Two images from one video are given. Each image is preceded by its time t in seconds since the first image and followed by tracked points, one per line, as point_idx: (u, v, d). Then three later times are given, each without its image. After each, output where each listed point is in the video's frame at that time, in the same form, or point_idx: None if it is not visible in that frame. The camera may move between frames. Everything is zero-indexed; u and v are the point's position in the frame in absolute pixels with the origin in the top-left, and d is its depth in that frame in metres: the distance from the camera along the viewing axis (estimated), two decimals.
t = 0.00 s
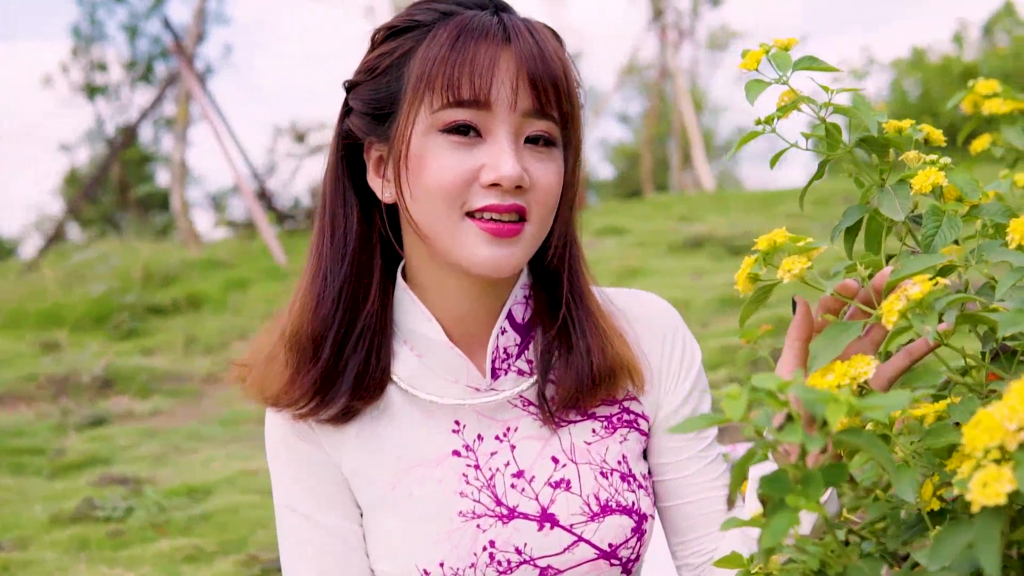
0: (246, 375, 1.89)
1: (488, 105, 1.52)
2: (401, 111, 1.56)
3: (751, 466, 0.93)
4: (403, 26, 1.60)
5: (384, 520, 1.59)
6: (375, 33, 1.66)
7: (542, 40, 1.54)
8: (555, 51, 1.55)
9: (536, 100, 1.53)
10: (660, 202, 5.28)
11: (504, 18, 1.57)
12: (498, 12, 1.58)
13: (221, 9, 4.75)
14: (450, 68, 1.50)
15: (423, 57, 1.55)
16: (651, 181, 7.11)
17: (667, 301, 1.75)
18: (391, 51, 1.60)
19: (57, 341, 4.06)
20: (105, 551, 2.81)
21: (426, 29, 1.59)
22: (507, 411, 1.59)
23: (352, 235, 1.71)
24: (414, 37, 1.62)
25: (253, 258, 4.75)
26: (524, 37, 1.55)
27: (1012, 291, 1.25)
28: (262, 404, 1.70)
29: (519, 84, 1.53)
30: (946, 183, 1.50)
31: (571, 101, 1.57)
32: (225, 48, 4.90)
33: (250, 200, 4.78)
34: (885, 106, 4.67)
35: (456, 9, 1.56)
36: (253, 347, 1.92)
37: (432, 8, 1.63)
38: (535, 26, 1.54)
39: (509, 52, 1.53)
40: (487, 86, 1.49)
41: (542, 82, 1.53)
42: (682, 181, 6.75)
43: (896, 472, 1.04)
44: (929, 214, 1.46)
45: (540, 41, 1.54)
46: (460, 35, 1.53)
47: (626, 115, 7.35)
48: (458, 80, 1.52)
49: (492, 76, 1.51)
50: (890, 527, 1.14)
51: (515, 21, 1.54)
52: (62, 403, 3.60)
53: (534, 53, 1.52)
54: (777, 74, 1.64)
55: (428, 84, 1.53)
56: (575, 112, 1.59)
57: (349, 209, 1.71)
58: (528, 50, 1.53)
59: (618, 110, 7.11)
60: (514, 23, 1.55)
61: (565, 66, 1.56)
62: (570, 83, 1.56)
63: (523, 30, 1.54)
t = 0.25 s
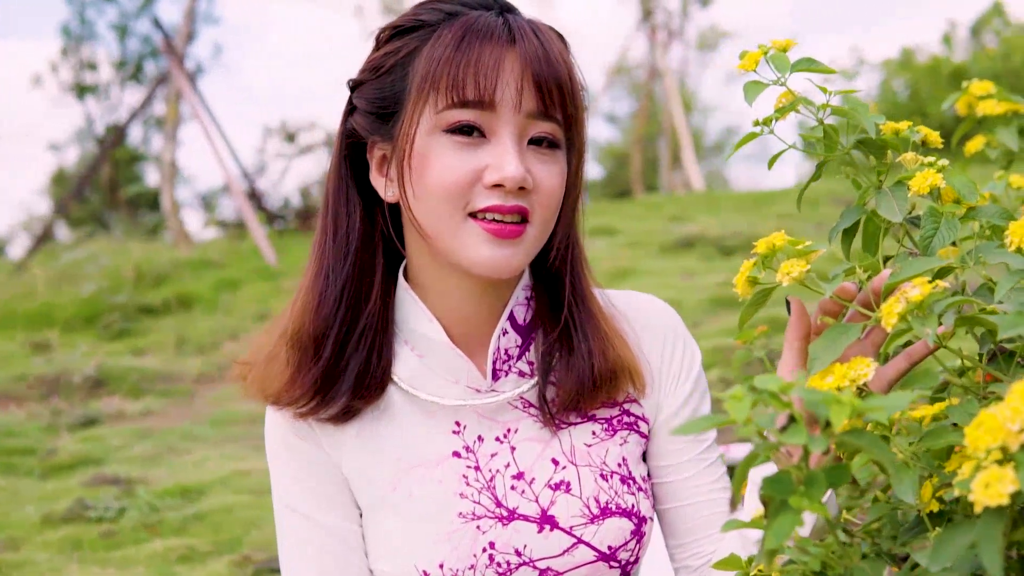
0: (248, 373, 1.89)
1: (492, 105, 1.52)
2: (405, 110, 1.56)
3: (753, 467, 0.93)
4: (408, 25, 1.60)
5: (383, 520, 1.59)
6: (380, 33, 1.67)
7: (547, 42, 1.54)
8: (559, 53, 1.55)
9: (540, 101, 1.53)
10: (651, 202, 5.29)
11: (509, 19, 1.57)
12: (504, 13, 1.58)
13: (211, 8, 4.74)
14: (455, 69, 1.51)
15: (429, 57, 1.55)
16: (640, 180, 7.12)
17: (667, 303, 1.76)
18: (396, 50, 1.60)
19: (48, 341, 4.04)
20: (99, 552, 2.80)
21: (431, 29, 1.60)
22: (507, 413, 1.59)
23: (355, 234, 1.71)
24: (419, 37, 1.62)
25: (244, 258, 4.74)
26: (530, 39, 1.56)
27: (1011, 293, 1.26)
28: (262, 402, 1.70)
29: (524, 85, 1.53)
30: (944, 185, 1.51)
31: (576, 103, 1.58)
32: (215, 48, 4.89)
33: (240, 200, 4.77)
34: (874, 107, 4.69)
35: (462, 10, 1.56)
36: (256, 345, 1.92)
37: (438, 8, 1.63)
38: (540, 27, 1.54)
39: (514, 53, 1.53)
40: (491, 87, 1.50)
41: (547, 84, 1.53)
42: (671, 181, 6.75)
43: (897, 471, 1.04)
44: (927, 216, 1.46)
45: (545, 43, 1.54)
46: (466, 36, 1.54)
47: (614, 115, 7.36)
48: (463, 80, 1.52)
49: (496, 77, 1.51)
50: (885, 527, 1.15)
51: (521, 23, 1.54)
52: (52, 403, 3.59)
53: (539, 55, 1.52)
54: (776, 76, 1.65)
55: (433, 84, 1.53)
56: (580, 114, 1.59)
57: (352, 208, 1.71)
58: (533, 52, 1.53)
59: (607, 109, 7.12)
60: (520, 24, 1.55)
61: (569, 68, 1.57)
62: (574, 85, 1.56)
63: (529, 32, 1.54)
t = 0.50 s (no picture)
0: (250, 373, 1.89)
1: (497, 106, 1.52)
2: (410, 111, 1.56)
3: (755, 468, 0.93)
4: (414, 26, 1.61)
5: (383, 521, 1.60)
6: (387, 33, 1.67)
7: (553, 44, 1.55)
8: (565, 55, 1.56)
9: (545, 103, 1.54)
10: (641, 203, 5.29)
11: (515, 21, 1.58)
12: (509, 15, 1.58)
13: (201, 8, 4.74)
14: (461, 70, 1.51)
15: (434, 58, 1.55)
16: (630, 181, 7.13)
17: (667, 306, 1.77)
18: (402, 50, 1.61)
19: (38, 342, 4.03)
20: (90, 553, 2.79)
21: (437, 30, 1.60)
22: (508, 415, 1.60)
23: (358, 234, 1.72)
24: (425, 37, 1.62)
25: (235, 259, 4.73)
26: (535, 41, 1.56)
27: (1009, 296, 1.27)
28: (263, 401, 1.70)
29: (529, 87, 1.53)
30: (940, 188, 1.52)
31: (581, 106, 1.58)
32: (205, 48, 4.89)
33: (230, 199, 4.77)
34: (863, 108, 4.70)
35: (468, 11, 1.57)
36: (258, 346, 1.93)
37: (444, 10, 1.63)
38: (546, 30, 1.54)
39: (519, 55, 1.53)
40: (496, 88, 1.50)
41: (552, 86, 1.53)
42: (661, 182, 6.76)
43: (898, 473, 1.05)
44: (924, 218, 1.47)
45: (551, 45, 1.55)
46: (472, 37, 1.54)
47: (603, 116, 7.38)
48: (468, 81, 1.53)
49: (501, 79, 1.51)
50: (882, 527, 1.17)
51: (527, 25, 1.54)
52: (43, 405, 3.58)
53: (544, 57, 1.52)
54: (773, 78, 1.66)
55: (438, 84, 1.53)
56: (584, 117, 1.60)
57: (356, 208, 1.72)
58: (538, 54, 1.54)
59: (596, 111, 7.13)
60: (525, 27, 1.56)
61: (574, 71, 1.57)
62: (579, 88, 1.57)
63: (534, 34, 1.55)
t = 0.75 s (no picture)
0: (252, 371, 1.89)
1: (501, 108, 1.53)
2: (414, 111, 1.57)
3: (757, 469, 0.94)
4: (418, 27, 1.61)
5: (383, 521, 1.60)
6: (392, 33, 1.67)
7: (558, 46, 1.55)
8: (569, 57, 1.56)
9: (549, 105, 1.54)
10: (632, 203, 5.30)
11: (520, 23, 1.58)
12: (514, 17, 1.59)
13: (191, 8, 4.72)
14: (465, 71, 1.51)
15: (439, 58, 1.56)
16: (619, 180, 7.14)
17: (668, 310, 1.78)
18: (407, 51, 1.61)
19: (28, 342, 4.01)
20: (83, 553, 2.79)
21: (442, 31, 1.60)
22: (509, 417, 1.61)
23: (362, 234, 1.72)
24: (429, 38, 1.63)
25: (225, 259, 4.73)
26: (540, 43, 1.56)
27: (1006, 298, 1.28)
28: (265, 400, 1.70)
29: (533, 89, 1.54)
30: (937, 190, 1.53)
31: (584, 108, 1.59)
32: (195, 48, 4.87)
33: (221, 200, 4.76)
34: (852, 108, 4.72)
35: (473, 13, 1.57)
36: (260, 345, 1.93)
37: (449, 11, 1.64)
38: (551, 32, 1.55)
39: (524, 57, 1.54)
40: (501, 90, 1.50)
41: (556, 88, 1.54)
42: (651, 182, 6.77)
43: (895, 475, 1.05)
44: (921, 220, 1.48)
45: (555, 47, 1.55)
46: (477, 39, 1.54)
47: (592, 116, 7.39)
48: (472, 82, 1.53)
49: (506, 80, 1.52)
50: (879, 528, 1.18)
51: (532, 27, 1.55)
52: (33, 405, 3.57)
53: (548, 59, 1.53)
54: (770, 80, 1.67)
55: (443, 85, 1.53)
56: (588, 119, 1.60)
57: (360, 208, 1.73)
58: (543, 56, 1.54)
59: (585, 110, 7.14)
60: (530, 28, 1.56)
61: (579, 73, 1.57)
62: (583, 90, 1.57)
63: (539, 36, 1.55)
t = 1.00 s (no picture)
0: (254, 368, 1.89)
1: (503, 108, 1.53)
2: (416, 112, 1.57)
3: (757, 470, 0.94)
4: (422, 27, 1.61)
5: (382, 520, 1.61)
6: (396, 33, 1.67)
7: (560, 48, 1.55)
8: (572, 59, 1.56)
9: (551, 107, 1.54)
10: (621, 203, 5.31)
11: (523, 25, 1.58)
12: (518, 19, 1.59)
13: (180, 8, 4.72)
14: (468, 72, 1.52)
15: (442, 59, 1.56)
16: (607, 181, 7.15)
17: (667, 311, 1.78)
18: (410, 51, 1.61)
19: (17, 343, 4.00)
20: (74, 554, 2.78)
21: (446, 32, 1.61)
22: (509, 418, 1.61)
23: (365, 233, 1.72)
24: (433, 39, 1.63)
25: (214, 260, 4.72)
26: (543, 45, 1.57)
27: (1003, 300, 1.29)
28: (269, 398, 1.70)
29: (535, 90, 1.54)
30: (933, 192, 1.54)
31: (586, 110, 1.59)
32: (185, 48, 4.86)
33: (210, 200, 4.75)
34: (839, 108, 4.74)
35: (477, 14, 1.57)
36: (261, 343, 1.93)
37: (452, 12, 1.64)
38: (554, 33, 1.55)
39: (527, 58, 1.54)
40: (503, 91, 1.50)
41: (558, 89, 1.54)
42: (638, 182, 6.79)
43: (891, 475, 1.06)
44: (917, 221, 1.49)
45: (559, 49, 1.55)
46: (480, 40, 1.54)
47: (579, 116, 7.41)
48: (475, 83, 1.53)
49: (508, 82, 1.52)
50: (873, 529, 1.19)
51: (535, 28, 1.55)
52: (22, 405, 3.55)
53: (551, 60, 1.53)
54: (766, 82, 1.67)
55: (445, 86, 1.54)
56: (590, 121, 1.60)
57: (364, 208, 1.73)
58: (545, 57, 1.55)
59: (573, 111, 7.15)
60: (534, 30, 1.56)
61: (582, 75, 1.58)
62: (585, 92, 1.57)
63: (542, 37, 1.55)
